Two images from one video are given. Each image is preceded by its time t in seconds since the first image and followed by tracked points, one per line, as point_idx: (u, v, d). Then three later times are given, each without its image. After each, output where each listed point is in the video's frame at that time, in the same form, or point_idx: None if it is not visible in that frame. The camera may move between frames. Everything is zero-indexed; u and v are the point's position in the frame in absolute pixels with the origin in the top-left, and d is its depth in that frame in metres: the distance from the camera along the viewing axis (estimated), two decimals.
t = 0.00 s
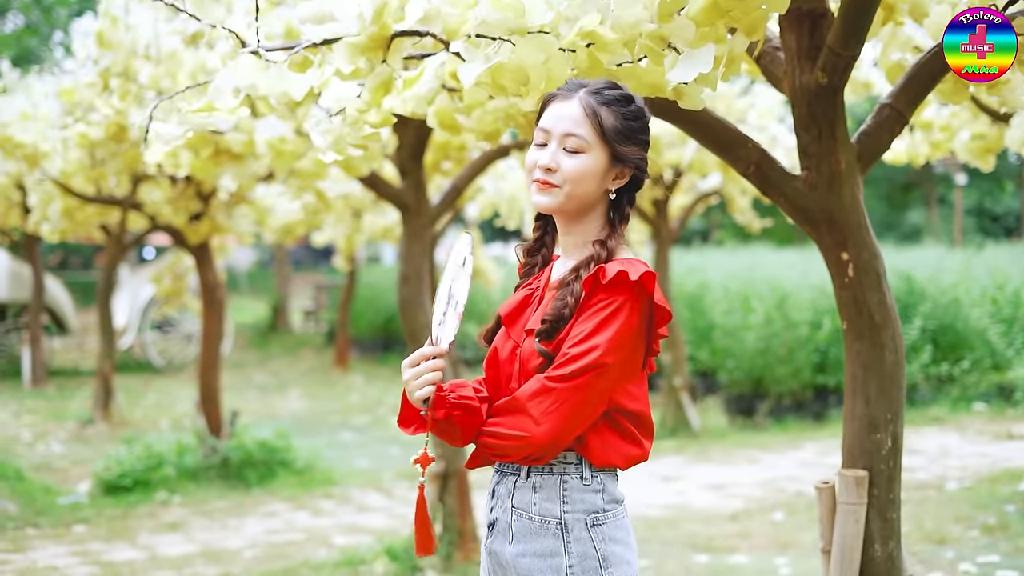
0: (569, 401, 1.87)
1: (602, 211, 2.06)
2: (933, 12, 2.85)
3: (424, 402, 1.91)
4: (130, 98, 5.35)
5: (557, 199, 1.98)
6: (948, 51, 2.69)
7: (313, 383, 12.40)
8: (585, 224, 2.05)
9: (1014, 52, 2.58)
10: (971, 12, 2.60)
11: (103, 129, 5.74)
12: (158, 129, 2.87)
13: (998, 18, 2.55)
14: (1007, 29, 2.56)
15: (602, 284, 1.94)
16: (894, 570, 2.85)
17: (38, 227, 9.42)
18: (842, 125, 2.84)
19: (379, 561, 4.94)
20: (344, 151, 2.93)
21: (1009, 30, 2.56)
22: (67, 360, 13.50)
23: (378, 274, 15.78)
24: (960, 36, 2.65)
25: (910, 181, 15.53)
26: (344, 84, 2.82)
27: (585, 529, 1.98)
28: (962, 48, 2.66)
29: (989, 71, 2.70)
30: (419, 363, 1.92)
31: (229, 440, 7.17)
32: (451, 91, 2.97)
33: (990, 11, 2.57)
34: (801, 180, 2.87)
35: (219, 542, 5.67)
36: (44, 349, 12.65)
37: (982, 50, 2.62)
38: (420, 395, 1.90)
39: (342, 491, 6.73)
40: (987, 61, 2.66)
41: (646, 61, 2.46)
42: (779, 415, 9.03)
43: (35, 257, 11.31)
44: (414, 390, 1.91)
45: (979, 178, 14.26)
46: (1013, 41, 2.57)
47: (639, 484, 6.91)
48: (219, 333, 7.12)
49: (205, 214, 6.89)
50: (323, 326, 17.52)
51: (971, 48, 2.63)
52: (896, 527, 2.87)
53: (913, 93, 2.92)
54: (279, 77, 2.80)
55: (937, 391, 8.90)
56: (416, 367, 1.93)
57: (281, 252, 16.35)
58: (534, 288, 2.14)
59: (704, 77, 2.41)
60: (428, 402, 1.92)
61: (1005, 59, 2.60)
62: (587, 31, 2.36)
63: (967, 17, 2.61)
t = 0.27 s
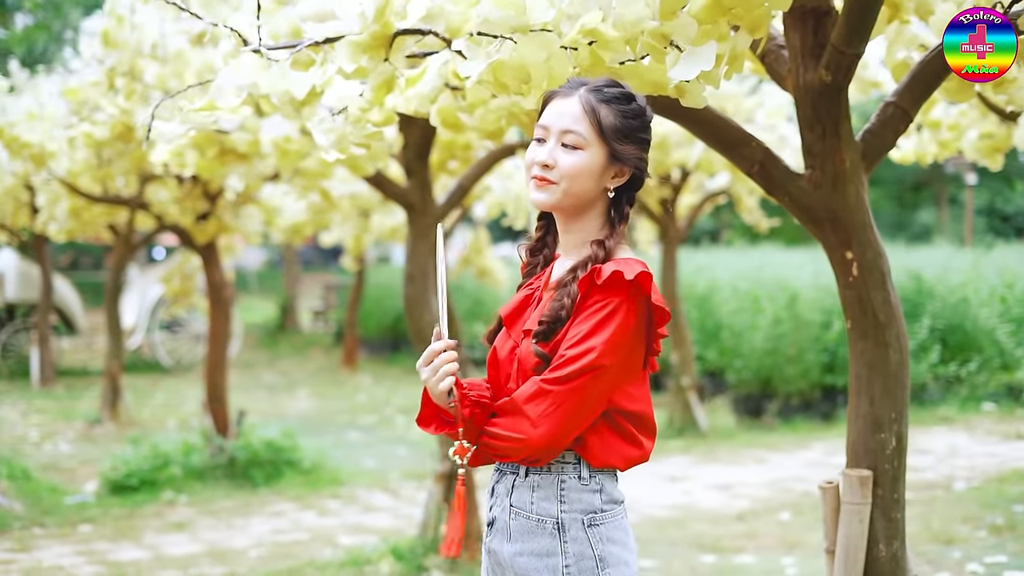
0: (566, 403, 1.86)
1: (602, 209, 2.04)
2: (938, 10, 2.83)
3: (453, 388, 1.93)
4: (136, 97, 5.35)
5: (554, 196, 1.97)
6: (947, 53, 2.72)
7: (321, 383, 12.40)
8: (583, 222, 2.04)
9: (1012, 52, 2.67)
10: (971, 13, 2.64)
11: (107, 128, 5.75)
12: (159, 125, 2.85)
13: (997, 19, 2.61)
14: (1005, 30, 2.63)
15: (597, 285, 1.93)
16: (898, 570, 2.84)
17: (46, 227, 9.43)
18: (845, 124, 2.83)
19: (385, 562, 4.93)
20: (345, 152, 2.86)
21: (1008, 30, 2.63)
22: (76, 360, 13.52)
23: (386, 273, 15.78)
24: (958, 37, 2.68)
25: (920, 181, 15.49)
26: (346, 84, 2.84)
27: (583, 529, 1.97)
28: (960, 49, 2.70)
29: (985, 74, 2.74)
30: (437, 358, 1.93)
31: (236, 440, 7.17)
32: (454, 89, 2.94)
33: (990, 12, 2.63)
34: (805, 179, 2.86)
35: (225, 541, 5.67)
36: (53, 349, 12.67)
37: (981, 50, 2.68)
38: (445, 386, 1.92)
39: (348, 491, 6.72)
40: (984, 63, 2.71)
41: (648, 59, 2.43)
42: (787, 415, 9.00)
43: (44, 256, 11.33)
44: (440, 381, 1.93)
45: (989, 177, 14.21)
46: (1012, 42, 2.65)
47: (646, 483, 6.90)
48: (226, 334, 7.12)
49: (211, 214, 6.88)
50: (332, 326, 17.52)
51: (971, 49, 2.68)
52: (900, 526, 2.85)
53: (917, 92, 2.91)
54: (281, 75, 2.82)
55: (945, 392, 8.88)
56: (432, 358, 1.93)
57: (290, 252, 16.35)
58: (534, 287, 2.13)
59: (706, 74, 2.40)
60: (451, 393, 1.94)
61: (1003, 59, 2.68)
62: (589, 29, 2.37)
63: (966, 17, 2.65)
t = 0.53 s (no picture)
0: (562, 401, 1.86)
1: (600, 205, 2.03)
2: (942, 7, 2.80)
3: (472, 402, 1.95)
4: (141, 96, 5.35)
5: (551, 191, 1.96)
6: (946, 53, 2.71)
7: (327, 383, 12.40)
8: (581, 219, 2.03)
9: (1011, 53, 2.67)
10: (970, 13, 2.63)
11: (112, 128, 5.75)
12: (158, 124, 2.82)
13: (997, 19, 2.62)
14: (1005, 29, 2.64)
15: (592, 283, 1.92)
16: (901, 570, 2.83)
17: (52, 227, 9.43)
18: (847, 121, 2.82)
19: (389, 562, 4.92)
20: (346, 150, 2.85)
21: (1008, 29, 2.64)
22: (83, 360, 13.53)
23: (393, 273, 15.77)
24: (958, 37, 2.67)
25: (927, 181, 15.45)
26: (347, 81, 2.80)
27: (580, 528, 1.97)
28: (960, 49, 2.69)
29: (984, 73, 2.74)
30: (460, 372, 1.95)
31: (241, 440, 7.17)
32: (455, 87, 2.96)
33: (990, 12, 2.62)
34: (807, 177, 2.85)
35: (229, 541, 5.67)
36: (59, 349, 12.68)
37: (981, 50, 2.68)
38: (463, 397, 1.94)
39: (353, 491, 6.71)
40: (983, 63, 2.71)
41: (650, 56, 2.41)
42: (794, 415, 8.98)
43: (50, 256, 11.35)
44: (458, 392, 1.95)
45: (997, 176, 14.17)
46: (1012, 41, 2.66)
47: (651, 483, 6.89)
48: (231, 333, 7.11)
49: (217, 214, 6.87)
50: (339, 326, 17.52)
51: (971, 48, 2.67)
52: (903, 526, 2.84)
53: (921, 89, 2.89)
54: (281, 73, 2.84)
55: (952, 392, 8.86)
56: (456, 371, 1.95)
57: (297, 252, 16.35)
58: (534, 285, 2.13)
59: (707, 71, 2.39)
60: (469, 403, 1.96)
61: (1003, 59, 2.69)
62: (590, 26, 2.34)
63: (966, 17, 2.64)
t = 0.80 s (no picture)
0: (563, 401, 1.85)
1: (600, 203, 2.02)
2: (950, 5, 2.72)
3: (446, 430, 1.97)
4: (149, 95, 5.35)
5: (549, 189, 1.96)
6: (946, 54, 2.71)
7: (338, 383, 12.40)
8: (581, 216, 2.02)
9: (1012, 53, 2.70)
10: (970, 13, 2.64)
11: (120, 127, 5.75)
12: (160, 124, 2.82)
13: (998, 19, 2.64)
14: (1006, 30, 2.67)
15: (591, 281, 1.91)
16: (907, 570, 2.82)
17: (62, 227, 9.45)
18: (854, 120, 2.80)
19: (396, 561, 4.91)
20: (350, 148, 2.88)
21: (1008, 29, 2.66)
22: (94, 359, 13.55)
23: (404, 273, 15.76)
24: (957, 38, 2.68)
25: (942, 181, 15.38)
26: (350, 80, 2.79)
27: (583, 527, 1.96)
28: (960, 50, 2.70)
29: (983, 74, 2.75)
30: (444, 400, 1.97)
31: (251, 439, 7.17)
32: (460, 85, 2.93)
33: (990, 12, 2.64)
34: (813, 176, 2.84)
35: (238, 540, 5.67)
36: (71, 348, 12.70)
37: (981, 51, 2.69)
38: (445, 421, 1.95)
39: (362, 491, 6.71)
40: (984, 63, 2.72)
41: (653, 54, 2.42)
42: (804, 415, 8.95)
43: (62, 256, 11.38)
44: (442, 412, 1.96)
45: (1010, 176, 14.11)
46: (1012, 41, 2.68)
47: (660, 483, 6.88)
48: (241, 333, 7.10)
49: (226, 214, 6.86)
50: (350, 326, 17.53)
51: (970, 49, 2.68)
52: (910, 527, 2.83)
53: (928, 87, 2.87)
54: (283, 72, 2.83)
55: (963, 392, 8.82)
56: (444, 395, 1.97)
57: (308, 251, 16.36)
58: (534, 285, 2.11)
59: (711, 70, 2.36)
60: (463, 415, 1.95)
61: (1003, 59, 2.72)
62: (592, 24, 2.34)
63: (966, 17, 2.65)
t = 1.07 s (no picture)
0: (562, 402, 1.84)
1: (592, 200, 2.05)
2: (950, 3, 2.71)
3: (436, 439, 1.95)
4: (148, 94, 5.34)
5: (541, 184, 1.98)
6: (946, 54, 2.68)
7: (341, 382, 12.39)
8: (574, 212, 2.05)
9: (1012, 52, 2.69)
10: (971, 13, 2.62)
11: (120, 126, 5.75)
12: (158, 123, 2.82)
13: (998, 19, 2.61)
14: (1006, 29, 2.65)
15: (585, 281, 1.90)
16: (904, 570, 2.81)
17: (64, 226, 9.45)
18: (851, 118, 2.79)
19: (396, 561, 4.90)
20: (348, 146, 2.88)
21: (1008, 29, 2.63)
22: (96, 359, 13.56)
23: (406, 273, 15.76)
24: (958, 37, 2.65)
25: (946, 181, 15.34)
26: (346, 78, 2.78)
27: (584, 525, 1.95)
28: (960, 49, 2.66)
29: (983, 73, 2.73)
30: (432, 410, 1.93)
31: (251, 439, 7.16)
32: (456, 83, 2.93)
33: (990, 12, 2.61)
34: (810, 175, 2.82)
35: (238, 539, 5.67)
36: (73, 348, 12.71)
37: (981, 50, 2.66)
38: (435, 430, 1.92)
39: (362, 490, 6.70)
40: (983, 63, 2.70)
41: (649, 52, 2.42)
42: (806, 415, 8.93)
43: (64, 255, 11.38)
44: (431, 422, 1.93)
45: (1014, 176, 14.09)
46: (1011, 41, 2.65)
47: (662, 483, 6.86)
48: (242, 332, 7.10)
49: (227, 213, 6.85)
50: (353, 325, 17.52)
51: (971, 49, 2.65)
52: (907, 527, 2.82)
53: (926, 85, 2.86)
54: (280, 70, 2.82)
55: (966, 392, 8.79)
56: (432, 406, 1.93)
57: (311, 251, 16.35)
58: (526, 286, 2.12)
59: (706, 67, 2.36)
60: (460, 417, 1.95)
61: (1004, 58, 2.70)
62: (587, 21, 2.32)
63: (966, 17, 2.62)
